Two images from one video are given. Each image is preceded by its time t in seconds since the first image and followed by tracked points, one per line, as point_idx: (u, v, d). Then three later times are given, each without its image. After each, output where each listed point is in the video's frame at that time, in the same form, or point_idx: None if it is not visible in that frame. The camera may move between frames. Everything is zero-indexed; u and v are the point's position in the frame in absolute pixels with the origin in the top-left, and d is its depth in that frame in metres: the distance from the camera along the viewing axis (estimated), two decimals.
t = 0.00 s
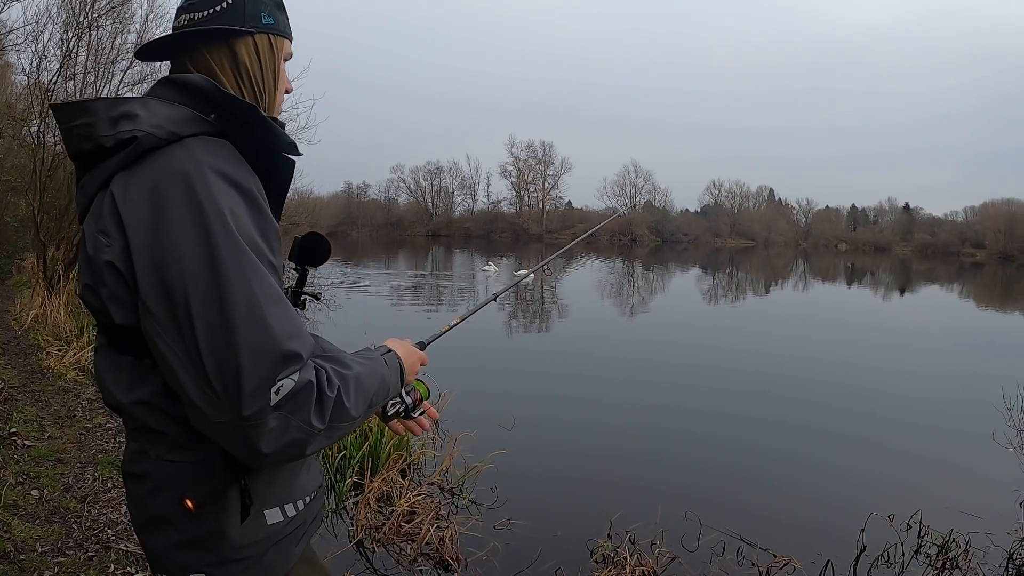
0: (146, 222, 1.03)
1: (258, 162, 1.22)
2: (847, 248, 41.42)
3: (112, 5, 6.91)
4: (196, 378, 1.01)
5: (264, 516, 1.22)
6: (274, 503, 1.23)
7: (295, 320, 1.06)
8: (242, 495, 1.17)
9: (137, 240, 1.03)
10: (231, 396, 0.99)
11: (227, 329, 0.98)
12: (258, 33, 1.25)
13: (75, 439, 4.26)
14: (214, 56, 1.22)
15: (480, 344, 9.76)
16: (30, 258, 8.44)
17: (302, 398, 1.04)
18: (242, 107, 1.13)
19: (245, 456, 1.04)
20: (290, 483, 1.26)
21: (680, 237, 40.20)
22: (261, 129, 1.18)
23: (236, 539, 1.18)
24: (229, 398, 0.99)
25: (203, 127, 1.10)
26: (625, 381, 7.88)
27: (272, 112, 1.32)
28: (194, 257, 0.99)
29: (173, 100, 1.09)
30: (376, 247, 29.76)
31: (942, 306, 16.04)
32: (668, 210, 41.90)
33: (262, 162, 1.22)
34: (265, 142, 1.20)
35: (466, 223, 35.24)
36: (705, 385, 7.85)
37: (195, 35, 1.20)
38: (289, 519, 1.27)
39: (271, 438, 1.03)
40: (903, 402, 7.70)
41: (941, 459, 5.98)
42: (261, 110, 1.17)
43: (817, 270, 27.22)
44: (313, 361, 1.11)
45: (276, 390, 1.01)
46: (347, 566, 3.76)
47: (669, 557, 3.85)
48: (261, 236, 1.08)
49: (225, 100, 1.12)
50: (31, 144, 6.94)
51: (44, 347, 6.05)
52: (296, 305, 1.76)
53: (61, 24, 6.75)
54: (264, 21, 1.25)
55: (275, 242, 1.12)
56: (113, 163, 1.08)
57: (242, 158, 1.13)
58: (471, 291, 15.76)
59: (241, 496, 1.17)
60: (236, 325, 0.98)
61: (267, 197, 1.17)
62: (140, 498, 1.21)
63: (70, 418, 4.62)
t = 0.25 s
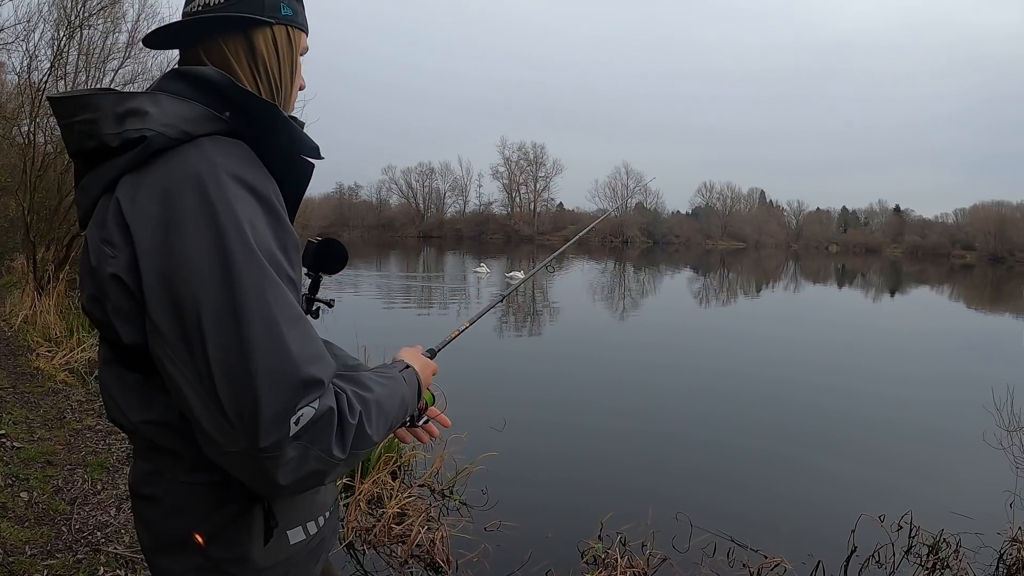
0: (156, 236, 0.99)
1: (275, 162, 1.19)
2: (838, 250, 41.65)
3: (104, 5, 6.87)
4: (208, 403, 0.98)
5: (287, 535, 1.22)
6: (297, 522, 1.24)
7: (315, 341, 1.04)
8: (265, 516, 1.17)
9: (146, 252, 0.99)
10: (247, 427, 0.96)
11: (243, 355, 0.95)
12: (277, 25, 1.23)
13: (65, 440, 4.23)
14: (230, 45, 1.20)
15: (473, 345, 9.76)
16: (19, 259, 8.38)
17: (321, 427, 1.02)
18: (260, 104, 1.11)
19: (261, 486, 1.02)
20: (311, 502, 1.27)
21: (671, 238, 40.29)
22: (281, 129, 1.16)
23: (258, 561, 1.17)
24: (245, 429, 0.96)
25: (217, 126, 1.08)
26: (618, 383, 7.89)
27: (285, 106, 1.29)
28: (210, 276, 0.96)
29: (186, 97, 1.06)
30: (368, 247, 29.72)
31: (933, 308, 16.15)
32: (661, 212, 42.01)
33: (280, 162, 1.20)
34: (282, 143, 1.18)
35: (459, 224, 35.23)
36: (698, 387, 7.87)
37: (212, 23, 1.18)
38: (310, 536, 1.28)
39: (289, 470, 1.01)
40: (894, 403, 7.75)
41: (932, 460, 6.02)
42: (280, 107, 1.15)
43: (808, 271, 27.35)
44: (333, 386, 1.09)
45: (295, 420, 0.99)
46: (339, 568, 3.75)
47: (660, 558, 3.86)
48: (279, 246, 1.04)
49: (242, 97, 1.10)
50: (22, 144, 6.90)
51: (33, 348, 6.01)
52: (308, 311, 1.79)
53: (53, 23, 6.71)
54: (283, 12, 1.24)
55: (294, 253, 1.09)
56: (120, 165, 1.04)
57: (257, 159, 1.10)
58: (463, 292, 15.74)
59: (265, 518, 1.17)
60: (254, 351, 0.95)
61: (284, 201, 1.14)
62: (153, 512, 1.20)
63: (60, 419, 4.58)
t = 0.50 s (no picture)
0: (160, 244, 0.98)
1: (286, 158, 1.19)
2: (831, 249, 41.83)
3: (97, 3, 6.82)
4: (212, 419, 0.98)
5: (308, 542, 1.25)
6: (316, 528, 1.27)
7: (325, 360, 1.03)
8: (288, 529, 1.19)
9: (150, 263, 0.98)
10: (250, 450, 0.96)
11: (248, 375, 0.94)
12: (291, 14, 1.22)
13: (57, 440, 4.20)
14: (243, 33, 1.19)
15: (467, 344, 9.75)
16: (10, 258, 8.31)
17: (327, 451, 1.02)
18: (270, 98, 1.11)
19: (264, 507, 1.02)
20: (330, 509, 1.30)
21: (664, 237, 40.36)
22: (292, 124, 1.15)
23: (280, 569, 1.19)
24: (248, 451, 0.96)
25: (227, 122, 1.07)
26: (613, 381, 7.90)
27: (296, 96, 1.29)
28: (217, 292, 0.95)
29: (193, 92, 1.06)
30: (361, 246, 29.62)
31: (924, 307, 16.24)
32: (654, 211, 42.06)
33: (292, 157, 1.20)
34: (293, 138, 1.17)
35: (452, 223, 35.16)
36: (692, 386, 7.90)
37: (225, 10, 1.18)
38: (328, 542, 1.31)
39: (292, 494, 1.01)
40: (886, 402, 7.80)
41: (923, 459, 6.06)
42: (292, 102, 1.15)
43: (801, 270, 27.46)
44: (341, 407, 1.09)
45: (299, 445, 0.98)
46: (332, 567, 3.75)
47: (654, 556, 3.88)
48: (290, 258, 1.03)
49: (251, 91, 1.10)
50: (13, 143, 6.85)
51: (24, 348, 5.97)
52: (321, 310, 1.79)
53: (45, 21, 6.66)
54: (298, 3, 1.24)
55: (305, 264, 1.08)
56: (123, 167, 1.04)
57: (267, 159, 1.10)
58: (457, 291, 15.71)
59: (287, 530, 1.19)
60: (260, 372, 0.94)
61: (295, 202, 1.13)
62: (167, 517, 1.21)
63: (52, 419, 4.55)
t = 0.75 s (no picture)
0: (151, 251, 0.98)
1: (283, 159, 1.20)
2: (832, 247, 41.79)
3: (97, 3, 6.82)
4: (206, 427, 0.98)
5: (326, 539, 1.27)
6: (336, 523, 1.30)
7: (319, 364, 1.02)
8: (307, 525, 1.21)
9: (141, 271, 0.99)
10: (243, 458, 0.96)
11: (239, 382, 0.94)
12: (292, 16, 1.23)
13: (58, 440, 4.21)
14: (243, 34, 1.19)
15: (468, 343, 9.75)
16: (11, 258, 8.32)
17: (321, 456, 1.02)
18: (264, 99, 1.11)
19: (261, 512, 1.02)
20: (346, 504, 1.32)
21: (665, 236, 40.32)
22: (288, 124, 1.15)
23: (302, 567, 1.21)
24: (241, 458, 0.96)
25: (221, 124, 1.08)
26: (613, 380, 7.90)
27: (294, 97, 1.29)
28: (208, 299, 0.95)
29: (184, 97, 1.06)
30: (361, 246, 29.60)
31: (925, 306, 16.23)
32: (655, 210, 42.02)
33: (290, 158, 1.20)
34: (290, 138, 1.18)
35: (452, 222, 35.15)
36: (693, 385, 7.90)
37: (226, 10, 1.17)
38: (346, 536, 1.34)
39: (288, 498, 1.01)
40: (887, 401, 7.80)
41: (924, 458, 6.06)
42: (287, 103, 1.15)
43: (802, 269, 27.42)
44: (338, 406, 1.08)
45: (291, 451, 0.97)
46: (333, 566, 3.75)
47: (654, 555, 3.88)
48: (283, 262, 1.03)
49: (244, 93, 1.10)
50: (14, 143, 6.85)
51: (25, 348, 5.97)
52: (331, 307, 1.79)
53: (45, 21, 6.66)
54: (300, 4, 1.24)
55: (299, 267, 1.07)
56: (118, 177, 1.04)
57: (260, 161, 1.11)
58: (457, 291, 15.71)
59: (307, 526, 1.21)
60: (252, 379, 0.94)
61: (289, 203, 1.13)
62: (182, 518, 1.23)
63: (53, 419, 4.56)
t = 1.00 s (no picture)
0: (148, 253, 0.99)
1: (278, 157, 1.20)
2: (836, 247, 41.68)
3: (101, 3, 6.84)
4: (207, 425, 0.99)
5: (341, 530, 1.28)
6: (350, 515, 1.31)
7: (317, 358, 1.03)
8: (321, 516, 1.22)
9: (139, 274, 0.99)
10: (245, 454, 0.96)
11: (238, 379, 0.95)
12: (283, 17, 1.23)
13: (63, 439, 4.22)
14: (235, 37, 1.20)
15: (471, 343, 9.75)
16: (16, 258, 8.35)
17: (323, 447, 1.02)
18: (254, 99, 1.11)
19: (265, 509, 1.02)
20: (358, 496, 1.33)
21: (669, 236, 40.24)
22: (280, 122, 1.16)
23: (318, 560, 1.23)
24: (244, 454, 0.96)
25: (214, 125, 1.08)
26: (615, 380, 7.90)
27: (287, 99, 1.29)
28: (204, 297, 0.96)
29: (174, 100, 1.06)
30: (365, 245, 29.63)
31: (931, 305, 16.17)
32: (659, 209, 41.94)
33: (284, 156, 1.21)
34: (283, 136, 1.18)
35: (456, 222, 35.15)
36: (696, 384, 7.89)
37: (218, 12, 1.18)
38: (361, 528, 1.35)
39: (292, 492, 1.01)
40: (891, 400, 7.78)
41: (928, 457, 6.04)
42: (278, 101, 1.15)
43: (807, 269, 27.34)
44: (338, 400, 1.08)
45: (293, 444, 0.97)
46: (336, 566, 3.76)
47: (658, 554, 3.89)
48: (277, 257, 1.04)
49: (234, 93, 1.10)
50: (18, 143, 6.88)
51: (30, 347, 5.99)
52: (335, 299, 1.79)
53: (49, 22, 6.68)
54: (291, 6, 1.25)
55: (294, 262, 1.08)
56: (114, 182, 1.04)
57: (253, 160, 1.11)
58: (461, 290, 15.71)
59: (322, 520, 1.22)
60: (250, 374, 0.95)
61: (282, 200, 1.14)
62: (198, 518, 1.25)
63: (57, 418, 4.57)
